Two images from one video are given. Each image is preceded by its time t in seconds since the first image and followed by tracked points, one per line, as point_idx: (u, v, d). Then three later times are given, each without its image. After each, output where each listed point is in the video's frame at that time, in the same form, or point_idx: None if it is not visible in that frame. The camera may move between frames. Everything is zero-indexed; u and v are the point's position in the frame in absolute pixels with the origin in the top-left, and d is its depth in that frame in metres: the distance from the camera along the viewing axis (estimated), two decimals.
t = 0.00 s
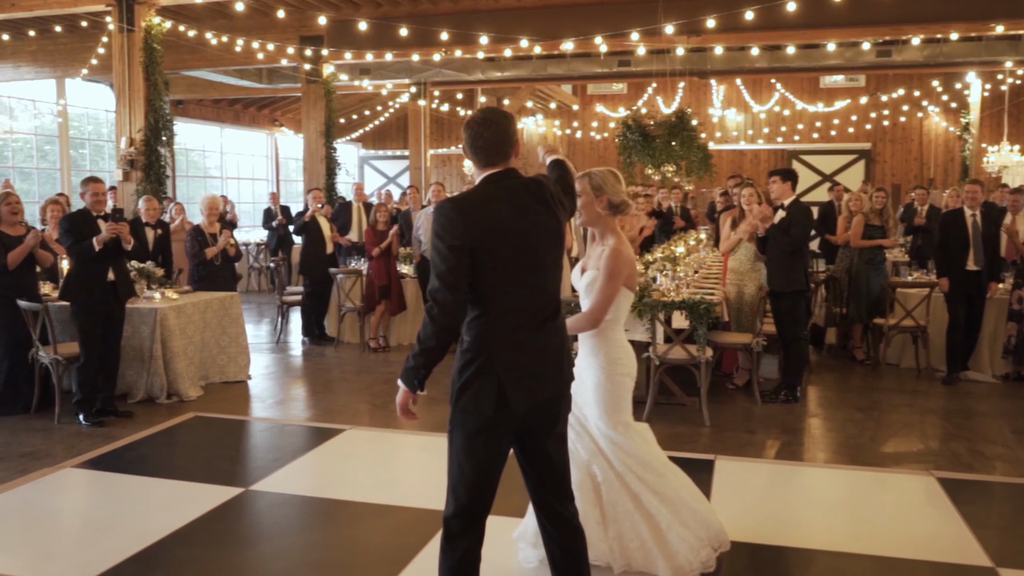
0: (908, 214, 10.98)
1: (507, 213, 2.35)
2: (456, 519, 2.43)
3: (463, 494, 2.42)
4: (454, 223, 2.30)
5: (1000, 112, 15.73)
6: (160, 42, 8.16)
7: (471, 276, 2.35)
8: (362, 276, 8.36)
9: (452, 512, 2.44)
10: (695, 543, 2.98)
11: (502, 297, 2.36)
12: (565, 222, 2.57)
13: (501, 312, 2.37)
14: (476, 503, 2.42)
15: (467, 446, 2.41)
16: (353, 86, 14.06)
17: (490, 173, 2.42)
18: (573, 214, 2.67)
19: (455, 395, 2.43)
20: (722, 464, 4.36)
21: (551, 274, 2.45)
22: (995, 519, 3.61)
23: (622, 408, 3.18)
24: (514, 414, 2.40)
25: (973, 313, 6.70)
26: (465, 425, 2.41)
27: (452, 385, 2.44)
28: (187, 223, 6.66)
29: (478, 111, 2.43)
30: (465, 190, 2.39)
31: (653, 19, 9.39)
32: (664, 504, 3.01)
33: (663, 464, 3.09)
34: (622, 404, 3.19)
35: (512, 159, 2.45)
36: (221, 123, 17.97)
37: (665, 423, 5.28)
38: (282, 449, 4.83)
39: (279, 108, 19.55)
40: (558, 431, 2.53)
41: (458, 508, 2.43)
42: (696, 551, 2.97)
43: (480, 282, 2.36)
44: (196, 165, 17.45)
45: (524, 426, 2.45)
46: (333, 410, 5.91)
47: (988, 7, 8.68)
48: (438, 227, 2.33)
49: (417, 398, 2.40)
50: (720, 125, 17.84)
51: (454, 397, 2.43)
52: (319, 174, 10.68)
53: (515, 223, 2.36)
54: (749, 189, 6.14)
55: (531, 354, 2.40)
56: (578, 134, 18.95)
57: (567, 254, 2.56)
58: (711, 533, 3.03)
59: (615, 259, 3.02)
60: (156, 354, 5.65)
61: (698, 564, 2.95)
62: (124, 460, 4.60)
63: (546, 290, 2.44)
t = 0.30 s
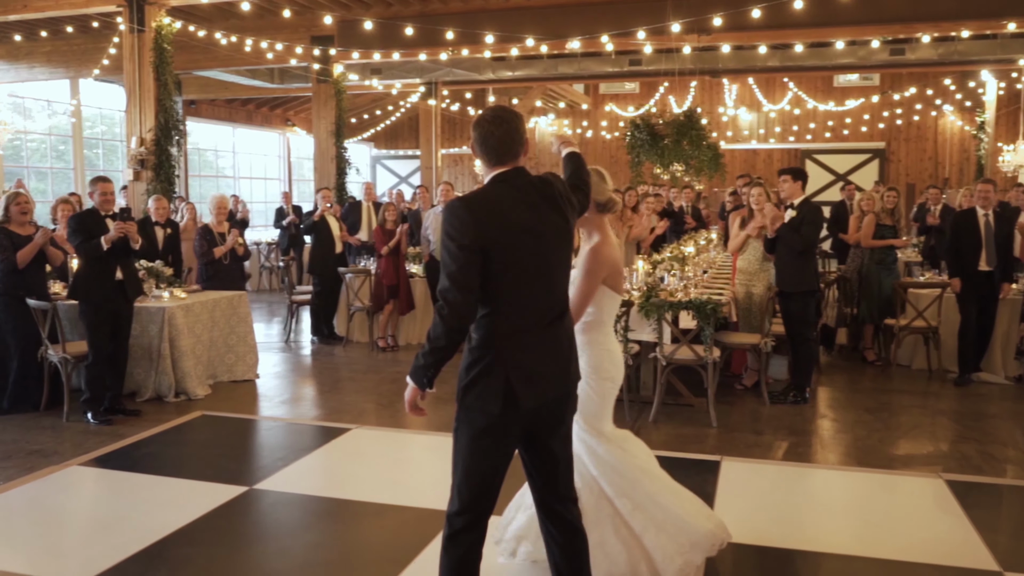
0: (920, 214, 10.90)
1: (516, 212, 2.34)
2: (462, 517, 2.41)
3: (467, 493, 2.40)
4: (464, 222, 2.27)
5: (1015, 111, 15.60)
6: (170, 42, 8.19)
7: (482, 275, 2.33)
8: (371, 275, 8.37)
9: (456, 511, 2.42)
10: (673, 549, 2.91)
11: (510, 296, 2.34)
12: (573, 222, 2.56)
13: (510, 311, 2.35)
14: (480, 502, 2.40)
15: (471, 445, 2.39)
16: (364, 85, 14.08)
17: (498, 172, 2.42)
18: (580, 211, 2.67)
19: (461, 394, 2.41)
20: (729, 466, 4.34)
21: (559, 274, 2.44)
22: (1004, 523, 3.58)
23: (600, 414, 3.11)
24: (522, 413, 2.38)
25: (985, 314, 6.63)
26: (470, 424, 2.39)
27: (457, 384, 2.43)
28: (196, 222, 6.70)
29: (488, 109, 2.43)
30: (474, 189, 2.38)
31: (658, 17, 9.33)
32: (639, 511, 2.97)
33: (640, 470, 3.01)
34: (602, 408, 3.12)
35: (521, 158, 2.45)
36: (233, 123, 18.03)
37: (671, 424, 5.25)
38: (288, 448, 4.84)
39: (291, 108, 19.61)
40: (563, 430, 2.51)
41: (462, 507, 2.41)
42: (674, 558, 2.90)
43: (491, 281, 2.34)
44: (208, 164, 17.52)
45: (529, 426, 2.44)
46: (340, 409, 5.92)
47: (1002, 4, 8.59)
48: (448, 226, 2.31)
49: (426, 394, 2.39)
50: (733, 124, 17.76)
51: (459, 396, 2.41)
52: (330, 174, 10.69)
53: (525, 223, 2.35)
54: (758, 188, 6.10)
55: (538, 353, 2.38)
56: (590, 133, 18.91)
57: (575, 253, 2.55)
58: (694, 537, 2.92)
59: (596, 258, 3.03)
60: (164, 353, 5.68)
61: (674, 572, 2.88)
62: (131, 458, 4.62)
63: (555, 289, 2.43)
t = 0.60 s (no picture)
0: (934, 214, 10.82)
1: (526, 212, 2.34)
2: (467, 516, 2.40)
3: (472, 493, 2.39)
4: (474, 221, 2.28)
5: None
6: (180, 42, 8.24)
7: (493, 274, 2.33)
8: (380, 275, 8.38)
9: (461, 510, 2.41)
10: (642, 555, 2.89)
11: (519, 295, 2.33)
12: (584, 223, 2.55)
13: (521, 311, 2.34)
14: (486, 501, 2.39)
15: (477, 444, 2.37)
16: (376, 86, 14.12)
17: (508, 171, 2.42)
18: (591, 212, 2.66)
19: (469, 394, 2.40)
20: (734, 467, 4.31)
21: (571, 274, 2.43)
22: (1012, 527, 3.54)
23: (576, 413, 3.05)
24: (530, 413, 2.36)
25: (997, 316, 6.57)
26: (476, 424, 2.37)
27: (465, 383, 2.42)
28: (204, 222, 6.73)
29: (499, 109, 2.44)
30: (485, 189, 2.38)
31: (665, 16, 9.35)
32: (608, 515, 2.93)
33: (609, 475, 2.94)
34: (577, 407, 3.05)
35: (531, 159, 2.45)
36: (246, 123, 18.11)
37: (678, 425, 5.23)
38: (293, 447, 4.85)
39: (303, 108, 19.67)
40: (570, 432, 2.49)
41: (468, 507, 2.40)
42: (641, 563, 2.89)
43: (502, 280, 2.33)
44: (221, 164, 17.59)
45: (536, 426, 2.42)
46: (347, 408, 5.93)
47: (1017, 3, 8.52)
48: (459, 225, 2.31)
49: (435, 393, 2.40)
50: (746, 123, 17.69)
51: (466, 396, 2.40)
52: (340, 173, 10.72)
53: (536, 222, 2.34)
54: (767, 188, 6.05)
55: (545, 354, 2.36)
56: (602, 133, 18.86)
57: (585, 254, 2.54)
58: (665, 545, 2.87)
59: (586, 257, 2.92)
60: (172, 352, 5.70)
61: None
62: (138, 457, 4.64)
63: (565, 289, 2.41)
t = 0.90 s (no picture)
0: (949, 213, 10.71)
1: (537, 214, 2.32)
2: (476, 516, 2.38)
3: (480, 495, 2.36)
4: (486, 222, 2.26)
5: None
6: (191, 43, 8.28)
7: (504, 276, 2.31)
8: (390, 274, 8.39)
9: (469, 510, 2.39)
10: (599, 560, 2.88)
11: (530, 297, 2.31)
12: (594, 226, 2.54)
13: (531, 312, 2.32)
14: (494, 502, 2.37)
15: (485, 447, 2.35)
16: (388, 86, 14.13)
17: (517, 174, 2.41)
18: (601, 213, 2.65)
19: (479, 395, 2.38)
20: (741, 469, 4.28)
21: (581, 276, 2.42)
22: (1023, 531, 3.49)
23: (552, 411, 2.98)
24: (539, 415, 2.34)
25: (1012, 316, 6.49)
26: (484, 426, 2.35)
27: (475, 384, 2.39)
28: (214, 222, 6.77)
29: (511, 110, 2.42)
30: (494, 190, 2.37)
31: (672, 15, 9.29)
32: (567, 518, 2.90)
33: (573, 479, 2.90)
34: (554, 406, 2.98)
35: (541, 161, 2.44)
36: (260, 123, 18.19)
37: (686, 426, 5.20)
38: (299, 447, 4.86)
39: (317, 108, 19.74)
40: (577, 435, 2.48)
41: (476, 507, 2.37)
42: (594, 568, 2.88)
43: (514, 282, 2.31)
44: (235, 164, 17.67)
45: (544, 428, 2.40)
46: (355, 408, 5.93)
47: None
48: (470, 226, 2.29)
49: (447, 393, 2.38)
50: (761, 122, 17.59)
51: (476, 397, 2.38)
52: (352, 173, 10.72)
53: (547, 225, 2.33)
54: (776, 187, 6.01)
55: (555, 357, 2.34)
56: (617, 132, 18.79)
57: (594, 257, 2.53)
58: (624, 556, 2.88)
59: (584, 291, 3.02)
60: (181, 351, 5.73)
61: None
62: (146, 456, 4.66)
63: (575, 292, 2.40)
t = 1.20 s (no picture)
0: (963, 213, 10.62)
1: (546, 218, 2.32)
2: (482, 519, 2.38)
3: (486, 499, 2.36)
4: (494, 226, 2.26)
5: None
6: (202, 43, 8.32)
7: (512, 281, 2.31)
8: (399, 274, 8.40)
9: (475, 513, 2.39)
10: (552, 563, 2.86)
11: (537, 301, 2.31)
12: (603, 231, 2.53)
13: (540, 317, 2.32)
14: (499, 506, 2.37)
15: (491, 451, 2.34)
16: (400, 86, 14.15)
17: (526, 177, 2.40)
18: (611, 219, 2.63)
19: (487, 399, 2.37)
20: (748, 471, 4.26)
21: (589, 282, 2.40)
22: None
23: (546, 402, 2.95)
24: (547, 420, 2.32)
25: None
26: (491, 430, 2.34)
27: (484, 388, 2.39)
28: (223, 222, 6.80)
29: (521, 114, 2.42)
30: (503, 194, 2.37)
31: (679, 14, 9.24)
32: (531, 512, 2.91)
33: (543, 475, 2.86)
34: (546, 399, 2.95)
35: (549, 165, 2.43)
36: (272, 123, 18.26)
37: (694, 428, 5.17)
38: (306, 447, 4.87)
39: (329, 108, 19.80)
40: (584, 440, 2.46)
41: (482, 511, 2.38)
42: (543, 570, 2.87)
43: (522, 287, 2.31)
44: (248, 164, 17.74)
45: (550, 434, 2.39)
46: (363, 407, 5.94)
47: None
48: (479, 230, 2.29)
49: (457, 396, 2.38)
50: (774, 122, 17.51)
51: (484, 401, 2.38)
52: (362, 173, 10.73)
53: (555, 230, 2.32)
54: (786, 187, 5.96)
55: (562, 362, 2.33)
56: (628, 132, 18.74)
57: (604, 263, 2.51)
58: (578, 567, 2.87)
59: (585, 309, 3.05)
60: (190, 351, 5.76)
61: None
62: (153, 455, 4.68)
63: (583, 297, 2.38)
